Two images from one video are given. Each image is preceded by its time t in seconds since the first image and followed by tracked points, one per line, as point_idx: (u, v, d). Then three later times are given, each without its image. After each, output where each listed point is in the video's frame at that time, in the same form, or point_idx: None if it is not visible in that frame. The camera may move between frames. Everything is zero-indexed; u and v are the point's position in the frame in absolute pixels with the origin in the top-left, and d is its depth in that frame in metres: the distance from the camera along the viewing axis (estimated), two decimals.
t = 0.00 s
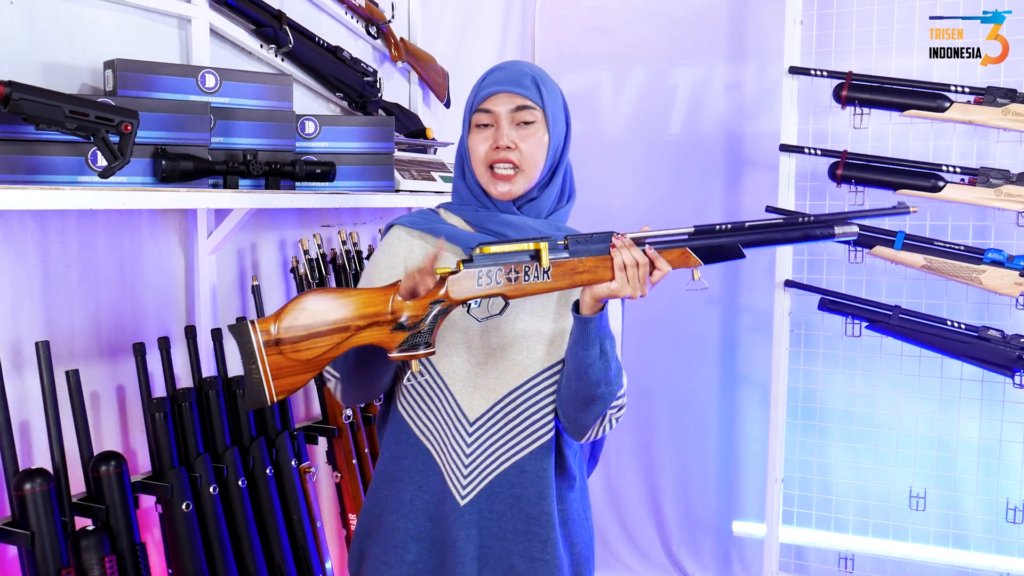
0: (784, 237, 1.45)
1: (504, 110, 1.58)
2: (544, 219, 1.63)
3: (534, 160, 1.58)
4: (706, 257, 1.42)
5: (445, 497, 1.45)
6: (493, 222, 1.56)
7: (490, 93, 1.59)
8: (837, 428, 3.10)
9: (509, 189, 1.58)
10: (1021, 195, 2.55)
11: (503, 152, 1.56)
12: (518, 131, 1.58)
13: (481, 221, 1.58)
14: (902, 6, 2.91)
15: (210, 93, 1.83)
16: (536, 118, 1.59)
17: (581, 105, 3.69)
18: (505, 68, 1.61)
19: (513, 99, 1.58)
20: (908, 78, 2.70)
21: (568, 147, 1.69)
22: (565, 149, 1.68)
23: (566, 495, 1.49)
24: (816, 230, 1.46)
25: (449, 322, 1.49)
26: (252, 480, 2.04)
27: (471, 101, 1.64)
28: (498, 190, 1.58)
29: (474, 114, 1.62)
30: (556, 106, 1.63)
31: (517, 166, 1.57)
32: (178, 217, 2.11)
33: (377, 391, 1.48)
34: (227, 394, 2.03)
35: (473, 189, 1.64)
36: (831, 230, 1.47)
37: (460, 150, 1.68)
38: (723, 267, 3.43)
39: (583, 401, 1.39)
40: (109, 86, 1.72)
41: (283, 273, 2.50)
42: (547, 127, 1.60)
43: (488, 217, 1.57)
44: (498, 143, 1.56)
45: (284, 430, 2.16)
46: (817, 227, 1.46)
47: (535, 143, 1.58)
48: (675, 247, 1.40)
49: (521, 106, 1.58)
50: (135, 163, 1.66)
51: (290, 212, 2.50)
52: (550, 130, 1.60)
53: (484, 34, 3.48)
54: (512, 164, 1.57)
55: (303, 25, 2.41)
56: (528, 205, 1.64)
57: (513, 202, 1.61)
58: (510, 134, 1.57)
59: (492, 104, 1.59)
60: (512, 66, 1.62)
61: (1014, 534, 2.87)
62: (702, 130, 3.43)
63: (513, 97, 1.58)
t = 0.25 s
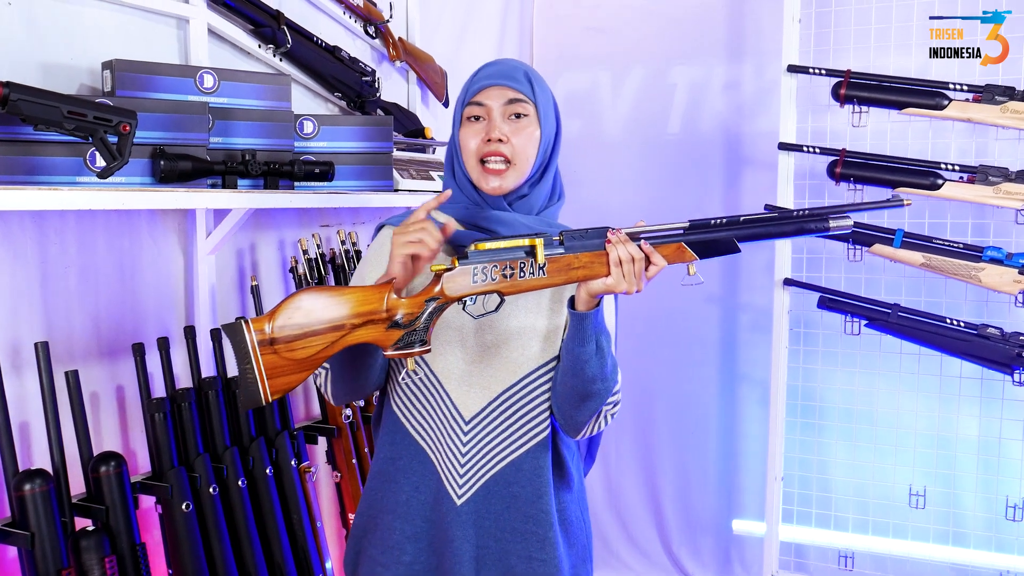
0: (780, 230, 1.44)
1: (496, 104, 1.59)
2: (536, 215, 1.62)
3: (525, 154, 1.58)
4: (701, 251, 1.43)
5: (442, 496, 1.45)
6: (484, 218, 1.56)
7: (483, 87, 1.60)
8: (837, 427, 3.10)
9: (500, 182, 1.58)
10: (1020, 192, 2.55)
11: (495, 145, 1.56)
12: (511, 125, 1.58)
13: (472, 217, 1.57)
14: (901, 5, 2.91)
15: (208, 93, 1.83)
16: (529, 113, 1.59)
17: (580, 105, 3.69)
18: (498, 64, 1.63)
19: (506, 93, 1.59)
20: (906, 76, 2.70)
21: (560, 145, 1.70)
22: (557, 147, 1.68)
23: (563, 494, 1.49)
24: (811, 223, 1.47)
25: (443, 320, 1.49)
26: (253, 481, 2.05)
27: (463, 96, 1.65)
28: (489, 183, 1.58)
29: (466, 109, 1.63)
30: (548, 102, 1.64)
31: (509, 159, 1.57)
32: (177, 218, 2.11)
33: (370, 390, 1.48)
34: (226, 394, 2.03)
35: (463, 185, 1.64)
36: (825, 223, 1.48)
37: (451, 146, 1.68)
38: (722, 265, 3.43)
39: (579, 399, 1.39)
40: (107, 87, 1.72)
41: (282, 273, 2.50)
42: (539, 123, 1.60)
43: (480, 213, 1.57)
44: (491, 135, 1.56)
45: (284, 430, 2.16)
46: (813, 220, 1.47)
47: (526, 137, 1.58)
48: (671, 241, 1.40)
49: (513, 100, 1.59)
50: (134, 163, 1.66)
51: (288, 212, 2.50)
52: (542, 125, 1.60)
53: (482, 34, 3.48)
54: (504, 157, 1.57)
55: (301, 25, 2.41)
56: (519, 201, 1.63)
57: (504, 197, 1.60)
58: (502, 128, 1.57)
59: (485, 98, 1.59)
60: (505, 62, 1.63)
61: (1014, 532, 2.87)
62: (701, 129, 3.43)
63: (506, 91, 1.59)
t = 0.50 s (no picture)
0: (782, 229, 1.45)
1: (490, 103, 1.58)
2: (532, 214, 1.62)
3: (519, 154, 1.58)
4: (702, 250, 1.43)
5: (440, 496, 1.45)
6: (479, 218, 1.55)
7: (476, 87, 1.59)
8: (836, 426, 3.10)
9: (494, 182, 1.58)
10: (1019, 191, 2.55)
11: (489, 145, 1.56)
12: (505, 124, 1.58)
13: (468, 217, 1.57)
14: (901, 4, 2.91)
15: (207, 91, 1.82)
16: (522, 112, 1.59)
17: (580, 104, 3.69)
18: (492, 62, 1.62)
19: (500, 92, 1.58)
20: (906, 75, 2.70)
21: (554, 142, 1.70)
22: (551, 145, 1.68)
23: (561, 494, 1.49)
24: (812, 222, 1.47)
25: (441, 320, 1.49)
26: (252, 480, 2.05)
27: (457, 95, 1.64)
28: (484, 183, 1.58)
29: (460, 108, 1.62)
30: (542, 101, 1.63)
31: (503, 159, 1.57)
32: (176, 217, 2.11)
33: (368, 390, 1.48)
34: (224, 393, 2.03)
35: (458, 184, 1.64)
36: (826, 222, 1.48)
37: (446, 145, 1.68)
38: (721, 264, 3.43)
39: (578, 397, 1.39)
40: (105, 85, 1.71)
41: (281, 272, 2.50)
42: (534, 122, 1.60)
43: (474, 212, 1.56)
44: (485, 136, 1.56)
45: (283, 429, 2.16)
46: (813, 219, 1.47)
47: (521, 136, 1.58)
48: (672, 240, 1.40)
49: (507, 99, 1.58)
50: (133, 162, 1.66)
51: (287, 211, 2.50)
52: (537, 124, 1.60)
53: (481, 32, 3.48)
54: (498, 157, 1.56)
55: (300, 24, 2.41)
56: (515, 200, 1.63)
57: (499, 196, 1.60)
58: (496, 128, 1.57)
59: (479, 98, 1.59)
60: (498, 60, 1.63)
61: (1013, 531, 2.87)
62: (700, 127, 3.43)
63: (500, 90, 1.59)
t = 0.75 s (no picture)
0: (783, 233, 1.45)
1: (483, 106, 1.58)
2: (529, 212, 1.62)
3: (514, 155, 1.58)
4: (703, 253, 1.42)
5: (439, 495, 1.45)
6: (475, 218, 1.55)
7: (470, 88, 1.59)
8: (835, 425, 3.10)
9: (489, 184, 1.59)
10: (1019, 190, 2.55)
11: (482, 149, 1.56)
12: (498, 127, 1.58)
13: (463, 217, 1.57)
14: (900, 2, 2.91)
15: (206, 90, 1.82)
16: (517, 114, 1.59)
17: (579, 103, 3.69)
18: (486, 63, 1.61)
19: (492, 94, 1.58)
20: (905, 74, 2.70)
21: (551, 140, 1.69)
22: (548, 144, 1.68)
23: (561, 495, 1.49)
24: (814, 227, 1.47)
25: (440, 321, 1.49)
26: (252, 479, 2.05)
27: (452, 95, 1.64)
28: (479, 186, 1.59)
29: (455, 109, 1.62)
30: (537, 100, 1.62)
31: (497, 161, 1.57)
32: (176, 216, 2.11)
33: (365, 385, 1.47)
34: (224, 393, 2.03)
35: (453, 186, 1.64)
36: (828, 227, 1.48)
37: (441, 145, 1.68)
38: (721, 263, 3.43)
39: (577, 398, 1.39)
40: (104, 84, 1.71)
41: (281, 271, 2.50)
42: (529, 122, 1.60)
43: (471, 212, 1.56)
44: (477, 139, 1.56)
45: (282, 428, 2.16)
46: (815, 224, 1.47)
47: (515, 138, 1.58)
48: (673, 243, 1.40)
49: (500, 102, 1.57)
50: (132, 161, 1.66)
51: (287, 210, 2.50)
52: (532, 125, 1.59)
53: (480, 31, 3.48)
54: (491, 160, 1.57)
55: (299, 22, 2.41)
56: (512, 199, 1.63)
57: (495, 197, 1.61)
58: (490, 130, 1.57)
59: (472, 100, 1.59)
60: (491, 61, 1.62)
61: (1013, 529, 2.87)
62: (699, 126, 3.43)
63: (493, 92, 1.58)
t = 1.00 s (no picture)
0: (784, 237, 1.44)
1: (489, 106, 1.57)
2: (529, 212, 1.63)
3: (520, 155, 1.59)
4: (704, 257, 1.42)
5: (439, 494, 1.45)
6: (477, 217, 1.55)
7: (475, 89, 1.58)
8: (836, 423, 3.10)
9: (494, 185, 1.59)
10: (1019, 188, 2.56)
11: (489, 149, 1.56)
12: (504, 127, 1.58)
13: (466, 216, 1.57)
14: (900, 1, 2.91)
15: (206, 90, 1.82)
16: (522, 115, 1.59)
17: (579, 102, 3.68)
18: (490, 63, 1.60)
19: (498, 95, 1.57)
20: (905, 72, 2.70)
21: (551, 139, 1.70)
22: (548, 143, 1.69)
23: (562, 494, 1.49)
24: (817, 231, 1.45)
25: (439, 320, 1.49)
26: (252, 479, 2.05)
27: (455, 94, 1.63)
28: (482, 186, 1.59)
29: (458, 109, 1.61)
30: (540, 101, 1.63)
31: (503, 162, 1.57)
32: (176, 215, 2.11)
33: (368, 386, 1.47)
34: (224, 393, 2.03)
35: (455, 185, 1.64)
36: (831, 231, 1.46)
37: (441, 144, 1.67)
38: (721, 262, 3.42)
39: (576, 398, 1.39)
40: (104, 84, 1.71)
41: (281, 270, 2.50)
42: (533, 123, 1.60)
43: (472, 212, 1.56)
44: (484, 140, 1.56)
45: (283, 427, 2.16)
46: (819, 228, 1.45)
47: (520, 139, 1.58)
48: (674, 246, 1.40)
49: (506, 102, 1.57)
50: (131, 161, 1.66)
51: (287, 209, 2.50)
52: (536, 125, 1.60)
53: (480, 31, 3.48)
54: (497, 161, 1.57)
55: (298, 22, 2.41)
56: (513, 198, 1.63)
57: (499, 197, 1.61)
58: (496, 131, 1.57)
59: (477, 100, 1.58)
60: (496, 61, 1.61)
61: (1014, 527, 2.87)
62: (699, 124, 3.43)
63: (498, 93, 1.58)
